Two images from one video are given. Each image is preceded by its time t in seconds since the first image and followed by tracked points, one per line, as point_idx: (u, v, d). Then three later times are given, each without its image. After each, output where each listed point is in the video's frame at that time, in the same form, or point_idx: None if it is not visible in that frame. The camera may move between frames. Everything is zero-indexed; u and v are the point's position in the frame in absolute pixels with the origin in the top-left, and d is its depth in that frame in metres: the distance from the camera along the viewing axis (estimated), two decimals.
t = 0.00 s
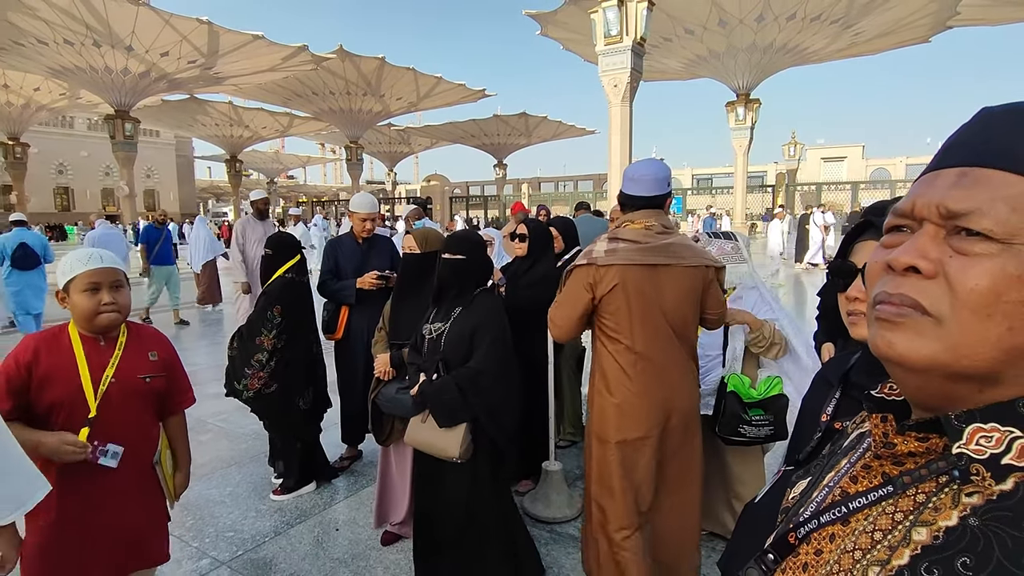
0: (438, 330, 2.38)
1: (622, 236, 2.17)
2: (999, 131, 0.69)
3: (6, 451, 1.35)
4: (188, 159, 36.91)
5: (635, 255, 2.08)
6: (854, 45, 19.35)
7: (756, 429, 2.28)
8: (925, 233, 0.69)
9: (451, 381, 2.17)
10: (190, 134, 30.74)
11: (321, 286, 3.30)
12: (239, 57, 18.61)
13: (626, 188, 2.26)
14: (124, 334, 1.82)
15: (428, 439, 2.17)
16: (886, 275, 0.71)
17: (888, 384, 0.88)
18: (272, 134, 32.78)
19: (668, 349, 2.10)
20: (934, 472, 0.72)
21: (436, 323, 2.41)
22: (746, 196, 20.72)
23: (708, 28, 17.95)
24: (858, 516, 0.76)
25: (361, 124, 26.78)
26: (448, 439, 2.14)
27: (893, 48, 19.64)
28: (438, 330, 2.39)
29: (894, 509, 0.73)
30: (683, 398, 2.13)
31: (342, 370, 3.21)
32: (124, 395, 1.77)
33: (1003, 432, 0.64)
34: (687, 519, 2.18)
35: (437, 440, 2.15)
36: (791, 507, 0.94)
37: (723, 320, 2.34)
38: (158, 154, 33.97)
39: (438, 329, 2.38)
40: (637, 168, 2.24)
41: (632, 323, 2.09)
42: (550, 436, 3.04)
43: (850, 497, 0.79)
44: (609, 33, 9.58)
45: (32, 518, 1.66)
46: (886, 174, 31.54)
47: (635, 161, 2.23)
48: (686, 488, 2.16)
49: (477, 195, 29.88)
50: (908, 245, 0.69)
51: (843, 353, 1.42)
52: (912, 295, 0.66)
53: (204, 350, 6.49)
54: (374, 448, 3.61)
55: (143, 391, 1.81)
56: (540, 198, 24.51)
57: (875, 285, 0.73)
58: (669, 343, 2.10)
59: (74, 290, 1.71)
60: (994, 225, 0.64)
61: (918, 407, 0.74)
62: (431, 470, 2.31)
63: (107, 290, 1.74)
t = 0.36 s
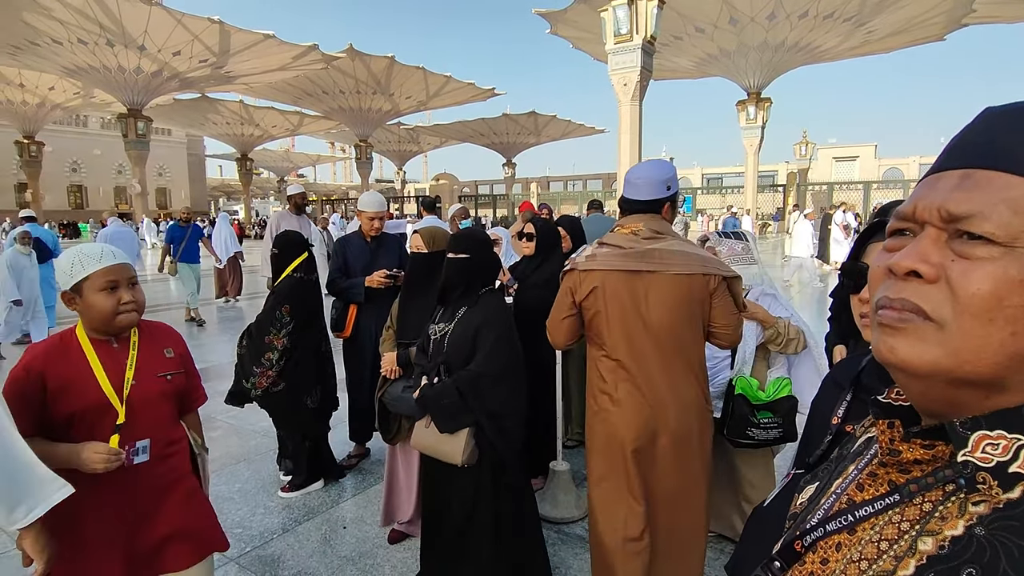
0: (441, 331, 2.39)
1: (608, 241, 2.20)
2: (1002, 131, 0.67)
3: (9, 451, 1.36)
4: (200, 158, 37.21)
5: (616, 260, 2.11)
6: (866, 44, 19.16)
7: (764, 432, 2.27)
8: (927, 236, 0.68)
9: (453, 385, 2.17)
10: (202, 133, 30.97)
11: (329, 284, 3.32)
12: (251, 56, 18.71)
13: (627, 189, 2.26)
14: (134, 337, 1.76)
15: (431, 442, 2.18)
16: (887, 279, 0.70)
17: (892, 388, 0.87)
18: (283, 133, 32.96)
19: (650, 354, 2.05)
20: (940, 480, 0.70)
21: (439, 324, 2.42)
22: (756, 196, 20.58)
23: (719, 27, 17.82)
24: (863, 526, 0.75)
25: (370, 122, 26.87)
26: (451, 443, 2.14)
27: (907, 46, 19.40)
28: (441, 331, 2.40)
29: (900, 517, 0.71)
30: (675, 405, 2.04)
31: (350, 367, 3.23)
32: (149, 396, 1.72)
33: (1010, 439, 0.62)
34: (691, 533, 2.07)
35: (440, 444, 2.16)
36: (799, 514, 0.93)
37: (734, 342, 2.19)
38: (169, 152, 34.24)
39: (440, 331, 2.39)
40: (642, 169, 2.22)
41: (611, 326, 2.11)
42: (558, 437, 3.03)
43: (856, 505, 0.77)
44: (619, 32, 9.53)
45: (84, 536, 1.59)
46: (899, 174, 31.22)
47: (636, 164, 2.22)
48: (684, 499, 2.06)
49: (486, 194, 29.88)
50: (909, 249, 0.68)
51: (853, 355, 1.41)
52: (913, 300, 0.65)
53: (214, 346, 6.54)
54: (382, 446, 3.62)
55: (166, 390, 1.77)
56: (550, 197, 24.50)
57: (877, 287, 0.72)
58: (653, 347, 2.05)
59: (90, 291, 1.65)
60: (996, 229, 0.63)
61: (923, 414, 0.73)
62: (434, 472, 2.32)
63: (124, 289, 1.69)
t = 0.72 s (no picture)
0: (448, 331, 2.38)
1: (607, 239, 2.21)
2: None
3: None
4: (206, 156, 37.37)
5: (608, 260, 2.12)
6: (874, 42, 19.03)
7: (780, 435, 2.25)
8: (952, 233, 0.66)
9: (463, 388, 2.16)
10: (208, 131, 31.09)
11: (336, 281, 3.32)
12: (256, 55, 18.77)
13: (619, 186, 2.25)
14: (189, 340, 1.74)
15: (440, 447, 2.17)
16: (912, 278, 0.69)
17: (917, 389, 0.84)
18: (288, 131, 33.04)
19: (642, 356, 2.03)
20: (970, 486, 0.68)
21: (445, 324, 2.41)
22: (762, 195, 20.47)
23: (725, 25, 17.72)
24: (889, 532, 0.74)
25: (375, 121, 26.89)
26: (459, 446, 2.13)
27: (916, 43, 19.24)
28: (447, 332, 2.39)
29: (927, 525, 0.70)
30: (674, 408, 2.00)
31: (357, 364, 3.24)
32: (195, 402, 1.70)
33: None
34: (702, 538, 2.01)
35: (449, 448, 2.15)
36: (819, 516, 0.91)
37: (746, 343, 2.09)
38: (176, 151, 34.41)
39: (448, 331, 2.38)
40: (631, 165, 2.21)
41: (605, 328, 2.12)
42: (564, 436, 3.01)
43: (879, 510, 0.76)
44: (625, 30, 9.49)
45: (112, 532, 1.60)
46: (907, 172, 30.98)
47: (628, 159, 2.21)
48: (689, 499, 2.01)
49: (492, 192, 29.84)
50: (934, 247, 0.67)
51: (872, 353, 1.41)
52: (939, 302, 0.64)
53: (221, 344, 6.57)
54: (387, 443, 3.62)
55: (216, 399, 1.75)
56: (554, 196, 24.46)
57: (901, 288, 0.70)
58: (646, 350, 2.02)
59: (148, 290, 1.64)
60: None
61: (951, 416, 0.71)
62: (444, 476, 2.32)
63: (184, 289, 1.69)
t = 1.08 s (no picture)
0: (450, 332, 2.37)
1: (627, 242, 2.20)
2: None
3: None
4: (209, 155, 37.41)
5: (625, 265, 2.12)
6: (876, 41, 18.99)
7: (789, 437, 2.24)
8: (968, 236, 0.65)
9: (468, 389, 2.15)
10: (210, 130, 31.12)
11: (338, 280, 3.31)
12: (258, 53, 18.76)
13: (637, 185, 2.22)
14: (221, 345, 1.67)
15: (444, 448, 2.18)
16: (927, 282, 0.67)
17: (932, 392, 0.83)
18: (290, 130, 33.05)
19: (661, 360, 2.01)
20: (987, 492, 0.67)
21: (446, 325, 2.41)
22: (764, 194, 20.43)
23: (728, 23, 17.67)
24: (902, 538, 0.73)
25: (377, 120, 26.87)
26: (464, 448, 2.12)
27: (920, 42, 19.15)
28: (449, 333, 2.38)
29: (943, 532, 0.69)
30: (697, 413, 1.98)
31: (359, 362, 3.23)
32: (226, 414, 1.63)
33: None
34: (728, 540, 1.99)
35: (454, 450, 2.15)
36: (830, 521, 0.90)
37: (782, 343, 2.09)
38: (179, 149, 34.46)
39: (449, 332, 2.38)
40: (647, 162, 2.18)
41: (627, 332, 2.11)
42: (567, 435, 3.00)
43: (894, 517, 0.75)
44: (627, 28, 9.47)
45: (123, 539, 1.56)
46: (910, 172, 30.88)
47: (641, 157, 2.19)
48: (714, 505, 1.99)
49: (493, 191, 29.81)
50: (949, 249, 0.66)
51: (884, 355, 1.42)
52: (955, 306, 0.62)
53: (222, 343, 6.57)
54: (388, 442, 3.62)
55: (246, 414, 1.66)
56: (556, 195, 24.45)
57: (915, 292, 0.69)
58: (668, 356, 2.00)
59: (180, 291, 1.60)
60: None
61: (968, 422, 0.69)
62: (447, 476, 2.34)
63: (215, 289, 1.64)
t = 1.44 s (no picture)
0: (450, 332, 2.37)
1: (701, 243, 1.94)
2: None
3: None
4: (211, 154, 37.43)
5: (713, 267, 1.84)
6: (878, 41, 18.97)
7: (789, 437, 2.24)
8: (961, 239, 0.65)
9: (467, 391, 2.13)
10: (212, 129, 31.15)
11: (339, 280, 3.30)
12: (261, 53, 18.76)
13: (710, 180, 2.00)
14: (168, 357, 1.45)
15: (444, 447, 2.17)
16: (922, 288, 0.67)
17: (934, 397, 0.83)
18: (292, 129, 33.05)
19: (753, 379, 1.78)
20: (992, 500, 0.67)
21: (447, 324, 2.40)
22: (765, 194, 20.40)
23: (730, 22, 17.64)
24: (906, 546, 0.72)
25: (379, 119, 26.86)
26: (464, 449, 2.12)
27: (922, 42, 19.11)
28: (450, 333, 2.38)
29: (946, 540, 0.69)
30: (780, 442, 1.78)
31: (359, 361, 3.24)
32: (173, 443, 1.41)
33: None
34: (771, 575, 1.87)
35: (454, 450, 2.14)
36: (833, 528, 0.89)
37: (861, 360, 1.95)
38: (181, 148, 34.48)
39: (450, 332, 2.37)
40: (723, 151, 1.95)
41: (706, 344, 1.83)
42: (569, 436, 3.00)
43: (897, 524, 0.75)
44: (629, 28, 9.47)
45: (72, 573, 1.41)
46: (912, 171, 30.84)
47: (718, 144, 1.95)
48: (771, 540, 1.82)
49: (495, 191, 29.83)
50: (943, 255, 0.65)
51: (892, 358, 1.39)
52: (948, 312, 0.62)
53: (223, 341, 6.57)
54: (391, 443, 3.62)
55: (199, 439, 1.42)
56: (558, 194, 24.42)
57: (912, 295, 0.69)
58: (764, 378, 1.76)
59: (104, 303, 1.38)
60: None
61: (972, 430, 0.69)
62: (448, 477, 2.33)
63: (145, 299, 1.39)
